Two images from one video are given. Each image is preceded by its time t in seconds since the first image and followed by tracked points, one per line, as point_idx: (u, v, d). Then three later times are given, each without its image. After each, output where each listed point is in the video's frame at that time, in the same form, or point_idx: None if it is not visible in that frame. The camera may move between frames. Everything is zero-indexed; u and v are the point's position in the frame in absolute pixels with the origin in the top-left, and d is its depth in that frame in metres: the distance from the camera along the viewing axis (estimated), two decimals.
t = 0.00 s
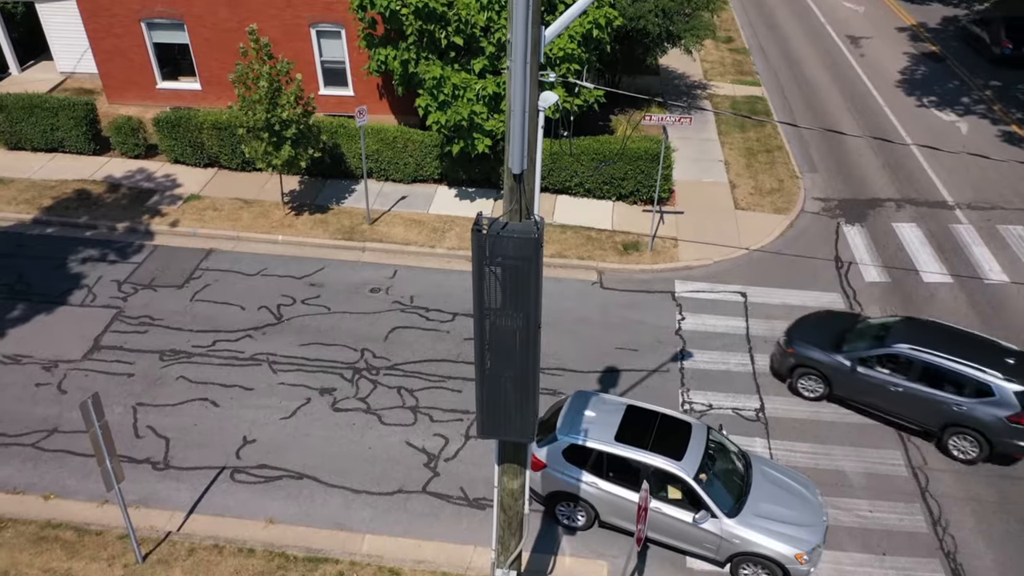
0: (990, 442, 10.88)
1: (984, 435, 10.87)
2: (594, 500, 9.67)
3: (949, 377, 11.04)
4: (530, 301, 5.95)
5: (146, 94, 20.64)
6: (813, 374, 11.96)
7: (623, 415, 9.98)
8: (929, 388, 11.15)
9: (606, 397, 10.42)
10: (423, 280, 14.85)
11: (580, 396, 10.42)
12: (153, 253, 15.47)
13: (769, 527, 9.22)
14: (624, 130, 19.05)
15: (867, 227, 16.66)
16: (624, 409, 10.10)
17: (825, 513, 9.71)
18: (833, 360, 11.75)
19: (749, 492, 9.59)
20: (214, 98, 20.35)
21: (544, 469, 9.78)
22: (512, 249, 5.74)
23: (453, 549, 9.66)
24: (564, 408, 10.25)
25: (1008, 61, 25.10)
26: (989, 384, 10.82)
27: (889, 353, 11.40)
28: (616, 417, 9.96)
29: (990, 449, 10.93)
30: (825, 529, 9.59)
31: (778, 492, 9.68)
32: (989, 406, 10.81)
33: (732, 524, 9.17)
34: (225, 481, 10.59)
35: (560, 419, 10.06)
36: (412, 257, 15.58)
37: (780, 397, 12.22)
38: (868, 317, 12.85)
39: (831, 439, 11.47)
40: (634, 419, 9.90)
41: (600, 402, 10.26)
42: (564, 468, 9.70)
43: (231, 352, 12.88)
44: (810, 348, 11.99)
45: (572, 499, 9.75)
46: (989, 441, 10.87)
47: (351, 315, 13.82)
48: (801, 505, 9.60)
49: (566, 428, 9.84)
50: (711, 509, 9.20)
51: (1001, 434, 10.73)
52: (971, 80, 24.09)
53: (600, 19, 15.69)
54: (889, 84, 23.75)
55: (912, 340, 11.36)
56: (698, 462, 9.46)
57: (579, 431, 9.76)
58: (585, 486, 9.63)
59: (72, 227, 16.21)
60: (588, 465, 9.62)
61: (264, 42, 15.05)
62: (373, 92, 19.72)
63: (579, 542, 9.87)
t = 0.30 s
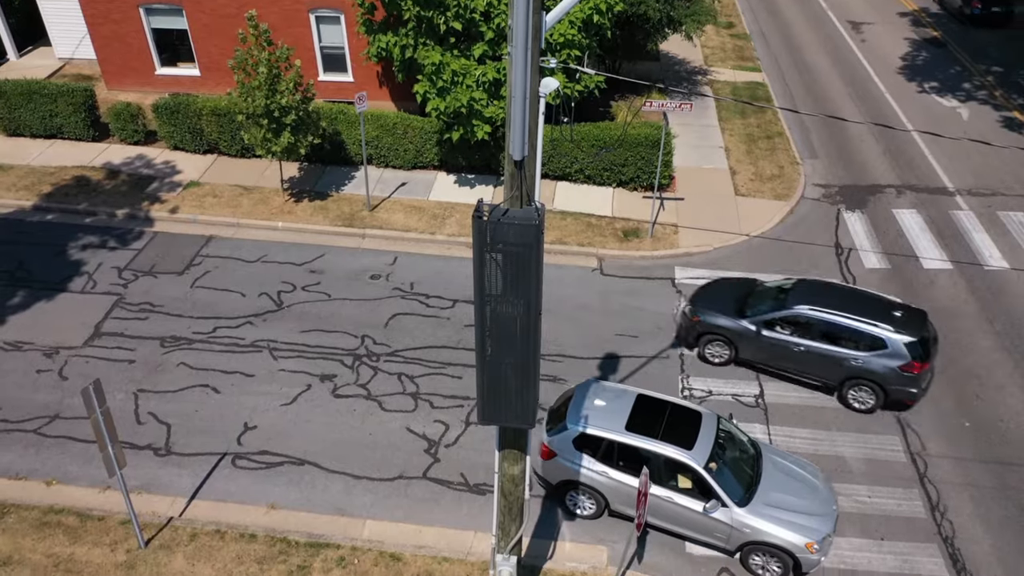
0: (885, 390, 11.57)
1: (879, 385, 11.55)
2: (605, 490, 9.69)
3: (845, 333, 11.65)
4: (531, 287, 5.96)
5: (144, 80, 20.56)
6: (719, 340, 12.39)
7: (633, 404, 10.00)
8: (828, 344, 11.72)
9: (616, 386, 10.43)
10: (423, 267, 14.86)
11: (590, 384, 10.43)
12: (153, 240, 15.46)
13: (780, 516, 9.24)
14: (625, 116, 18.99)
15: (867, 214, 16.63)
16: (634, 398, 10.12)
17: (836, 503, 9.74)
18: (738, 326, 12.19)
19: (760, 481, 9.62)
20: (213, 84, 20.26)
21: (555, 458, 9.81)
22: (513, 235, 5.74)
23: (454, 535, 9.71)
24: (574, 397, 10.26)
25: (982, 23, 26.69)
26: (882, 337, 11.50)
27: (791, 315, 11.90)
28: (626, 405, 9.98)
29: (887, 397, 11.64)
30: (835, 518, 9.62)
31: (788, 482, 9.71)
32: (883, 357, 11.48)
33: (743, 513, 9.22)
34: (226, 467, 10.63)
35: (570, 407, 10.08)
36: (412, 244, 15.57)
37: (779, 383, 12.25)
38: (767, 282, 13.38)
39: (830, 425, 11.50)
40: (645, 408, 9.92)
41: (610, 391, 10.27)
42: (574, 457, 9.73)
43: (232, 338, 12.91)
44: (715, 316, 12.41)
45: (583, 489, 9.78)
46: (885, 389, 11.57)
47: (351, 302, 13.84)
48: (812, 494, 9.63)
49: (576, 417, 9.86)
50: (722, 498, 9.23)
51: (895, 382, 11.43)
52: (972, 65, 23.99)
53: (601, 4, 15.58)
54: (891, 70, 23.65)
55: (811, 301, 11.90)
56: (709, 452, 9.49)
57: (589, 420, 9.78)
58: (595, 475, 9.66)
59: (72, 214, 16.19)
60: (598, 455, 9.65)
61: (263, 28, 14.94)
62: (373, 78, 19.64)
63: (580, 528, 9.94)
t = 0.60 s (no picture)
0: (798, 353, 11.94)
1: (793, 348, 11.91)
2: (622, 483, 9.64)
3: (758, 302, 11.96)
4: (531, 276, 5.96)
5: (143, 68, 20.48)
6: (639, 315, 12.60)
7: (649, 398, 9.93)
8: (743, 314, 12.01)
9: (630, 380, 10.36)
10: (423, 255, 14.85)
11: (605, 378, 10.36)
12: (153, 228, 15.45)
13: (797, 509, 9.17)
14: (625, 104, 18.92)
15: (868, 202, 16.61)
16: (650, 392, 10.05)
17: (853, 497, 9.66)
18: (658, 301, 12.40)
19: (777, 475, 9.54)
20: (212, 71, 20.17)
21: (571, 451, 9.76)
22: (513, 224, 5.73)
23: (454, 522, 9.76)
24: (589, 391, 10.19)
25: None
26: (794, 304, 11.85)
27: (707, 287, 12.15)
28: (641, 399, 9.91)
29: (802, 360, 12.00)
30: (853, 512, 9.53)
31: (805, 475, 9.63)
32: (795, 322, 11.83)
33: (760, 506, 9.15)
34: (227, 455, 10.67)
35: (585, 400, 10.00)
36: (412, 233, 15.56)
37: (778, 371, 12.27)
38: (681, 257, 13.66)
39: (829, 413, 11.53)
40: (660, 402, 9.85)
41: (625, 384, 10.21)
42: (589, 450, 9.66)
43: (232, 327, 12.92)
44: (634, 292, 12.59)
45: (599, 482, 9.74)
46: (799, 352, 11.93)
47: (351, 290, 13.84)
48: (829, 488, 9.54)
49: (592, 410, 9.78)
50: (739, 491, 9.17)
51: (809, 345, 11.78)
52: (974, 52, 23.90)
53: None
54: (892, 57, 23.55)
55: (725, 272, 12.16)
56: (725, 445, 9.41)
57: (604, 413, 9.70)
58: (611, 469, 9.59)
59: (71, 203, 16.17)
60: (614, 448, 9.59)
61: (262, 16, 14.83)
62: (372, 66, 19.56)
63: (580, 515, 9.99)
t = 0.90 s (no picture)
0: (714, 322, 12.29)
1: (708, 318, 12.26)
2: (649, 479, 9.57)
3: (675, 275, 12.21)
4: (531, 265, 5.96)
5: (142, 56, 20.40)
6: (559, 293, 12.76)
7: (676, 394, 9.85)
8: (660, 287, 12.28)
9: (657, 376, 10.29)
10: (423, 244, 14.84)
11: (631, 374, 10.29)
12: (153, 217, 15.43)
13: (828, 507, 9.07)
14: (625, 92, 18.85)
15: (868, 190, 16.57)
16: (677, 388, 9.97)
17: (884, 494, 9.55)
18: (578, 279, 12.57)
19: (807, 472, 9.44)
20: (210, 59, 20.09)
21: (597, 447, 9.70)
22: (513, 212, 5.73)
23: (454, 510, 9.80)
24: (616, 387, 10.11)
25: None
26: (708, 275, 12.13)
27: (626, 263, 12.35)
28: (669, 395, 9.83)
29: (717, 330, 12.36)
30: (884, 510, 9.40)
31: (836, 472, 9.52)
32: (710, 293, 12.13)
33: (789, 504, 9.07)
34: (228, 443, 10.71)
35: (612, 397, 9.93)
36: (412, 221, 15.54)
37: (777, 359, 12.29)
38: (597, 232, 13.87)
39: (829, 401, 11.55)
40: (687, 398, 9.77)
41: (651, 380, 10.13)
42: (616, 446, 9.58)
43: (232, 315, 12.93)
44: (553, 270, 12.71)
45: (627, 479, 9.67)
46: (714, 322, 12.29)
47: (350, 279, 13.84)
48: (860, 485, 9.43)
49: (619, 407, 9.70)
50: (768, 488, 9.08)
51: (724, 315, 12.12)
52: (975, 39, 23.78)
53: None
54: (894, 45, 23.44)
55: (642, 248, 12.37)
56: (754, 441, 9.33)
57: (631, 409, 9.63)
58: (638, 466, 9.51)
59: (71, 191, 16.15)
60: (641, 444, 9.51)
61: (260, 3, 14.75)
62: (372, 54, 19.48)
63: (580, 503, 10.03)
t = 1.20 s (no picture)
0: (630, 297, 12.52)
1: (624, 293, 12.48)
2: (688, 483, 9.41)
3: (589, 251, 12.40)
4: (531, 253, 5.96)
5: (140, 43, 20.30)
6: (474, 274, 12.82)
7: (715, 396, 9.67)
8: (576, 264, 12.47)
9: (695, 377, 10.10)
10: (422, 232, 14.83)
11: (669, 375, 10.11)
12: (153, 205, 15.41)
13: (872, 513, 8.88)
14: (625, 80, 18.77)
15: (868, 178, 16.54)
16: (716, 390, 9.78)
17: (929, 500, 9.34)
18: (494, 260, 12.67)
19: (850, 477, 9.24)
20: (209, 47, 19.99)
21: (635, 449, 9.56)
22: (513, 201, 5.72)
23: (454, 498, 9.84)
24: (654, 387, 9.95)
25: None
26: (623, 251, 12.36)
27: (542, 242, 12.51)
28: (707, 397, 9.65)
29: (633, 304, 12.63)
30: (929, 516, 9.19)
31: (880, 478, 9.31)
32: (625, 268, 12.36)
33: (833, 510, 8.89)
34: (228, 431, 10.74)
35: (650, 398, 9.76)
36: (412, 209, 15.52)
37: (777, 348, 12.30)
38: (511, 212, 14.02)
39: (828, 389, 11.57)
40: (727, 400, 9.60)
41: (690, 381, 9.94)
42: (654, 448, 9.44)
43: (232, 304, 12.94)
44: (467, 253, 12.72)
45: (664, 481, 9.53)
46: (630, 296, 12.51)
47: (350, 267, 13.83)
48: (905, 490, 9.22)
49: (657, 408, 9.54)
50: (811, 494, 8.91)
51: (639, 289, 12.38)
52: (977, 26, 23.65)
53: None
54: (895, 32, 23.33)
55: (558, 227, 12.52)
56: (796, 445, 9.14)
57: (670, 410, 9.46)
58: (677, 468, 9.37)
59: (70, 179, 16.11)
60: (680, 447, 9.35)
61: None
62: (372, 42, 19.39)
63: (579, 491, 10.06)
